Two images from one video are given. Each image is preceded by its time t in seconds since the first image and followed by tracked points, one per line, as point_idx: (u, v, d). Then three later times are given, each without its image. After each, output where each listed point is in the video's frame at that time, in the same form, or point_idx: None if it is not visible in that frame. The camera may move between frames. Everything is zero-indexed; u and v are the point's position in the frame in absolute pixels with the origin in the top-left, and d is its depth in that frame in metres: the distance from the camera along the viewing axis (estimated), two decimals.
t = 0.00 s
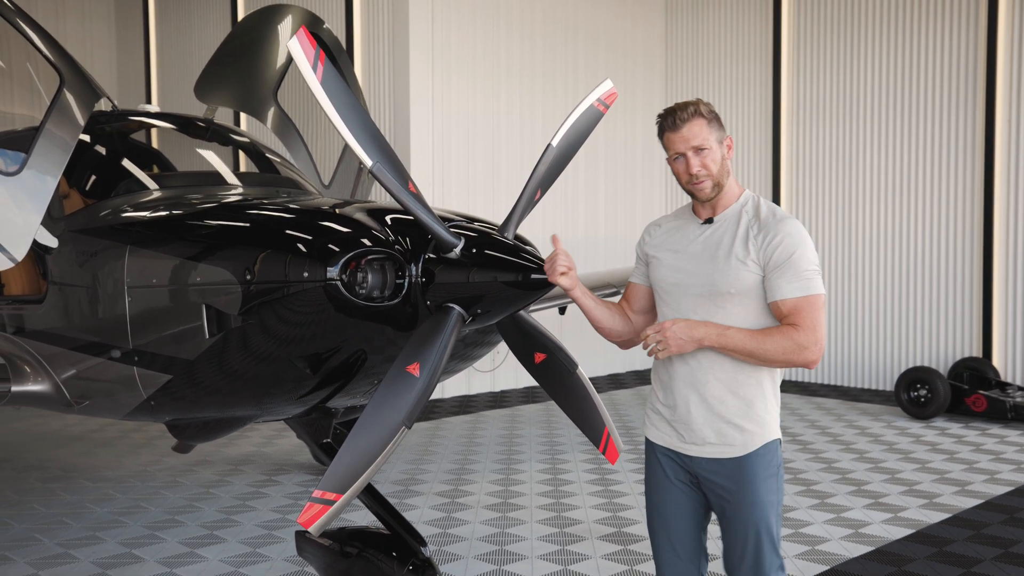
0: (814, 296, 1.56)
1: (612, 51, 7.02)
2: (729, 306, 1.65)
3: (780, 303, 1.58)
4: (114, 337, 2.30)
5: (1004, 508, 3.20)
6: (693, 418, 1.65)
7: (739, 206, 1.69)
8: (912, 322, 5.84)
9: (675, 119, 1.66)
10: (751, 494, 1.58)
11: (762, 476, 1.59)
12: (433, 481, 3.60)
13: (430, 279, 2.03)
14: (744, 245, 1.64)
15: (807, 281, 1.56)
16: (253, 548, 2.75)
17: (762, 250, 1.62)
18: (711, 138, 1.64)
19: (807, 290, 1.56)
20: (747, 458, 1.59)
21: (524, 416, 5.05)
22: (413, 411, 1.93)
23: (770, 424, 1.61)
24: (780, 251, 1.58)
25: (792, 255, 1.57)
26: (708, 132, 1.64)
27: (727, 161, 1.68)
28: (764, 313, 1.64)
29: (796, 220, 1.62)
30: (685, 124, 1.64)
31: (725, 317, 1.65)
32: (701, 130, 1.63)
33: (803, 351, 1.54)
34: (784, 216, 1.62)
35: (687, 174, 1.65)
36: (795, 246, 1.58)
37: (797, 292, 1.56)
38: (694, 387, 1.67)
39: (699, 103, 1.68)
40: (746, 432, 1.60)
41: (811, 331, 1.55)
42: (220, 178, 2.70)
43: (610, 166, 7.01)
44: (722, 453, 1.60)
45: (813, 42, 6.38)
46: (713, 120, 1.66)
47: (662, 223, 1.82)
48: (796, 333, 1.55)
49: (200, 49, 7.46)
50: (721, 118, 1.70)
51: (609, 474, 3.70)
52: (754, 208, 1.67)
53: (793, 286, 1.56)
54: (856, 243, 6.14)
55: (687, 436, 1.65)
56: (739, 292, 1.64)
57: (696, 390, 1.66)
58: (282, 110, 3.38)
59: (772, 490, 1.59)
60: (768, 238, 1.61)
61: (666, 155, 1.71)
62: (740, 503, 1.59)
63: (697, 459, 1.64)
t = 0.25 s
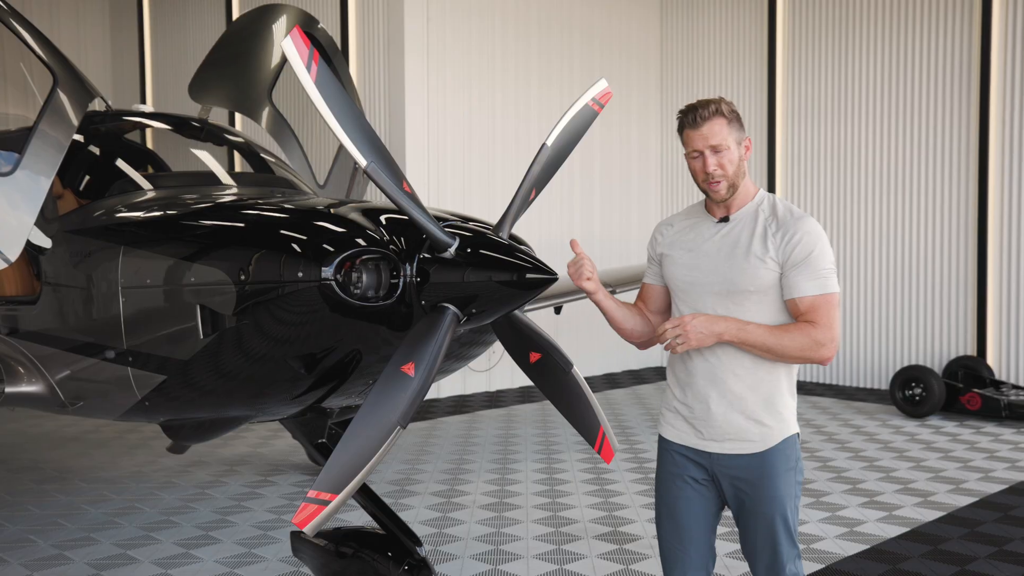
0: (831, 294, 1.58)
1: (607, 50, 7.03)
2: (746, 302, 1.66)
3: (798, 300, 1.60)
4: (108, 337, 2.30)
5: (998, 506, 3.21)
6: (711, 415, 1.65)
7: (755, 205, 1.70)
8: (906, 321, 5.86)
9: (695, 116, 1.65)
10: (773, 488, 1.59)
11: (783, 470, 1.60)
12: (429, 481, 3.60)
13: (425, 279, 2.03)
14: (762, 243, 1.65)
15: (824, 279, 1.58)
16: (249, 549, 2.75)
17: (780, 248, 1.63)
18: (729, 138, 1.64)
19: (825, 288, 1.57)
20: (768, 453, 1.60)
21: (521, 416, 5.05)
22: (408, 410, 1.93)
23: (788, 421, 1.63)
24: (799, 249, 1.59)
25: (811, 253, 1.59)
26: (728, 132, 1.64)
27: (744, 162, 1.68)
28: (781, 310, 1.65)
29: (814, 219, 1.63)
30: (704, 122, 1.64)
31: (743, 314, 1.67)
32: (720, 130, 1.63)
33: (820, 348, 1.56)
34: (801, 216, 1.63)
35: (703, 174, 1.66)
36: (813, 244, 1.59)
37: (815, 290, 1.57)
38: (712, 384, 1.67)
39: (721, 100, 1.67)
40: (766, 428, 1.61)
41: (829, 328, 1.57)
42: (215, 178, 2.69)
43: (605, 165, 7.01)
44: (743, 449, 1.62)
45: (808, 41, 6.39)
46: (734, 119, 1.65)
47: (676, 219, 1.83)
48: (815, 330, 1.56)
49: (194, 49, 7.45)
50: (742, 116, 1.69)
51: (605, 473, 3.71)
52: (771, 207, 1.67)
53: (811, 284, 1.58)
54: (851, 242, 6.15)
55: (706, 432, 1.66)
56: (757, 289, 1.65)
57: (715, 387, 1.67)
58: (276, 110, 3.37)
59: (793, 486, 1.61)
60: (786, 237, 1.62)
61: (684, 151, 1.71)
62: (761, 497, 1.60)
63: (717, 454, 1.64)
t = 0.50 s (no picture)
0: (853, 291, 1.62)
1: (601, 49, 7.03)
2: (768, 301, 1.69)
3: (822, 299, 1.63)
4: (100, 336, 2.29)
5: (990, 504, 3.23)
6: (729, 412, 1.68)
7: (772, 207, 1.72)
8: (899, 320, 5.87)
9: (704, 121, 1.75)
10: (785, 484, 1.62)
11: (796, 467, 1.63)
12: (422, 479, 3.60)
13: (417, 277, 2.03)
14: (782, 242, 1.68)
15: (846, 277, 1.61)
16: (241, 548, 2.74)
17: (801, 247, 1.65)
18: (731, 143, 1.71)
19: (846, 286, 1.61)
20: (782, 450, 1.63)
21: (514, 415, 5.05)
22: (400, 407, 1.94)
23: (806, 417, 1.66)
24: (822, 247, 1.63)
25: (833, 251, 1.62)
26: (730, 137, 1.71)
27: (751, 168, 1.72)
28: (802, 308, 1.68)
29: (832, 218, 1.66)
30: (709, 126, 1.73)
31: (765, 312, 1.69)
32: (722, 135, 1.71)
33: (846, 344, 1.59)
34: (819, 215, 1.67)
35: (704, 175, 1.75)
36: (833, 243, 1.62)
37: (838, 288, 1.61)
38: (731, 383, 1.69)
39: (738, 106, 1.74)
40: (782, 424, 1.64)
41: (853, 324, 1.61)
42: (207, 176, 2.69)
43: (599, 163, 7.01)
44: (758, 444, 1.64)
45: (801, 40, 6.40)
46: (741, 125, 1.71)
47: (691, 219, 1.85)
48: (840, 327, 1.60)
49: (187, 47, 7.42)
50: (759, 123, 1.73)
51: (598, 472, 3.71)
52: (789, 207, 1.71)
53: (833, 282, 1.61)
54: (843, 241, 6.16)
55: (723, 429, 1.68)
56: (779, 287, 1.67)
57: (733, 386, 1.69)
58: (269, 108, 3.38)
59: (806, 483, 1.64)
60: (807, 236, 1.65)
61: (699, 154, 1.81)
62: (772, 491, 1.63)
63: (733, 450, 1.67)
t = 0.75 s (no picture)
0: (866, 292, 1.62)
1: (593, 48, 7.04)
2: (780, 301, 1.70)
3: (836, 299, 1.64)
4: (89, 335, 2.28)
5: (979, 501, 3.25)
6: (741, 409, 1.69)
7: (787, 207, 1.73)
8: (889, 318, 5.89)
9: (716, 123, 1.78)
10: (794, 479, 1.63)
11: (805, 462, 1.63)
12: (414, 478, 3.60)
13: (408, 275, 2.03)
14: (796, 243, 1.69)
15: (859, 278, 1.62)
16: (232, 547, 2.74)
17: (814, 248, 1.66)
18: (739, 146, 1.73)
19: (859, 287, 1.62)
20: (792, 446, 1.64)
21: (506, 413, 5.05)
22: (391, 407, 1.94)
23: (817, 414, 1.66)
24: (835, 249, 1.64)
25: (846, 253, 1.63)
26: (738, 141, 1.73)
27: (759, 172, 1.73)
28: (816, 308, 1.69)
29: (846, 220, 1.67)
30: (719, 129, 1.76)
31: (778, 312, 1.70)
32: (729, 138, 1.73)
33: (860, 344, 1.61)
34: (833, 217, 1.67)
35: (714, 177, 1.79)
36: (846, 245, 1.63)
37: (851, 288, 1.62)
38: (744, 382, 1.70)
39: (752, 110, 1.75)
40: (793, 420, 1.64)
41: (867, 325, 1.62)
42: (197, 174, 2.68)
43: (591, 161, 7.02)
44: (768, 440, 1.65)
45: (792, 39, 6.41)
46: (751, 128, 1.73)
47: (707, 218, 1.86)
48: (854, 327, 1.61)
49: (177, 45, 7.40)
50: (773, 127, 1.74)
51: (590, 470, 3.72)
52: (803, 209, 1.71)
53: (847, 284, 1.62)
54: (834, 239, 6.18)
55: (735, 425, 1.69)
56: (792, 288, 1.68)
57: (746, 384, 1.70)
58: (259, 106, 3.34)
59: (815, 480, 1.64)
60: (820, 237, 1.66)
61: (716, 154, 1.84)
62: (781, 486, 1.64)
63: (743, 446, 1.68)
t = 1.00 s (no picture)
0: (859, 296, 1.61)
1: (584, 45, 7.04)
2: (776, 299, 1.72)
3: (826, 301, 1.64)
4: (80, 334, 2.26)
5: (970, 496, 3.26)
6: (739, 399, 1.72)
7: (793, 205, 1.73)
8: (881, 315, 5.92)
9: (727, 119, 1.79)
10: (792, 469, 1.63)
11: (805, 452, 1.64)
12: (407, 476, 3.60)
13: (399, 273, 2.03)
14: (793, 242, 1.69)
15: (852, 281, 1.61)
16: (225, 545, 2.73)
17: (810, 249, 1.67)
18: (746, 142, 1.74)
19: (851, 290, 1.61)
20: (789, 436, 1.64)
21: (499, 411, 5.05)
22: (382, 406, 1.93)
23: (816, 405, 1.66)
24: (828, 250, 1.63)
25: (840, 255, 1.62)
26: (745, 137, 1.74)
27: (766, 168, 1.74)
28: (812, 308, 1.70)
29: (847, 222, 1.65)
30: (728, 125, 1.77)
31: (773, 310, 1.72)
32: (737, 134, 1.74)
33: (845, 348, 1.60)
34: (835, 218, 1.66)
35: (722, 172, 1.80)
36: (841, 248, 1.62)
37: (842, 291, 1.61)
38: (740, 373, 1.74)
39: (760, 106, 1.76)
40: (788, 411, 1.65)
41: (855, 329, 1.61)
42: (187, 173, 2.67)
43: (583, 158, 7.02)
44: (765, 430, 1.67)
45: (784, 36, 6.42)
46: (757, 125, 1.73)
47: (723, 211, 1.89)
48: (840, 331, 1.61)
49: (168, 43, 7.37)
50: (780, 124, 1.73)
51: (582, 467, 3.72)
52: (808, 207, 1.71)
53: (837, 286, 1.62)
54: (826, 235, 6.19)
55: (735, 413, 1.72)
56: (786, 287, 1.70)
57: (741, 375, 1.73)
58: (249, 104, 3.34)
59: (815, 469, 1.64)
60: (816, 238, 1.66)
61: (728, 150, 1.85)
62: (778, 475, 1.65)
63: (741, 435, 1.71)
